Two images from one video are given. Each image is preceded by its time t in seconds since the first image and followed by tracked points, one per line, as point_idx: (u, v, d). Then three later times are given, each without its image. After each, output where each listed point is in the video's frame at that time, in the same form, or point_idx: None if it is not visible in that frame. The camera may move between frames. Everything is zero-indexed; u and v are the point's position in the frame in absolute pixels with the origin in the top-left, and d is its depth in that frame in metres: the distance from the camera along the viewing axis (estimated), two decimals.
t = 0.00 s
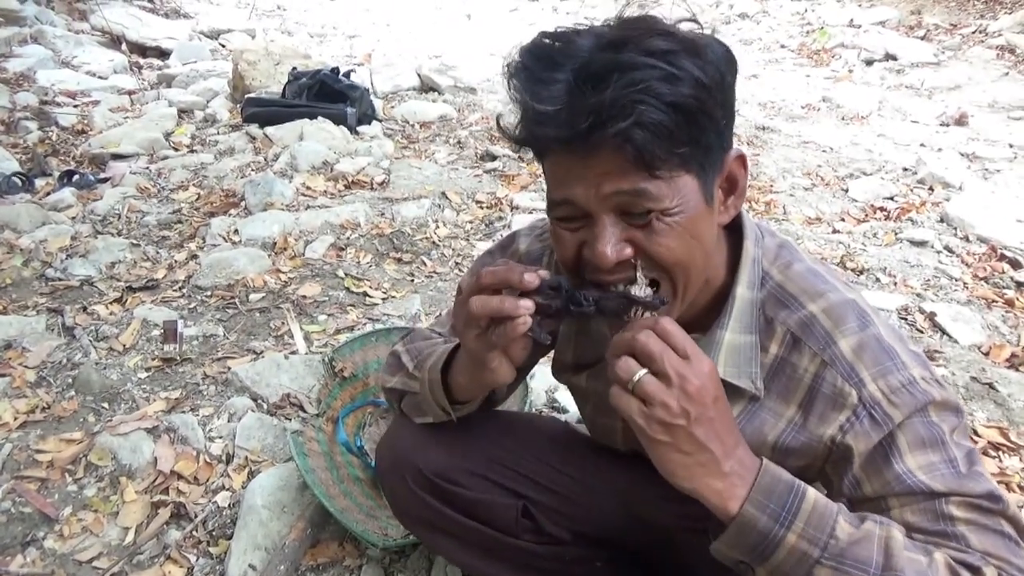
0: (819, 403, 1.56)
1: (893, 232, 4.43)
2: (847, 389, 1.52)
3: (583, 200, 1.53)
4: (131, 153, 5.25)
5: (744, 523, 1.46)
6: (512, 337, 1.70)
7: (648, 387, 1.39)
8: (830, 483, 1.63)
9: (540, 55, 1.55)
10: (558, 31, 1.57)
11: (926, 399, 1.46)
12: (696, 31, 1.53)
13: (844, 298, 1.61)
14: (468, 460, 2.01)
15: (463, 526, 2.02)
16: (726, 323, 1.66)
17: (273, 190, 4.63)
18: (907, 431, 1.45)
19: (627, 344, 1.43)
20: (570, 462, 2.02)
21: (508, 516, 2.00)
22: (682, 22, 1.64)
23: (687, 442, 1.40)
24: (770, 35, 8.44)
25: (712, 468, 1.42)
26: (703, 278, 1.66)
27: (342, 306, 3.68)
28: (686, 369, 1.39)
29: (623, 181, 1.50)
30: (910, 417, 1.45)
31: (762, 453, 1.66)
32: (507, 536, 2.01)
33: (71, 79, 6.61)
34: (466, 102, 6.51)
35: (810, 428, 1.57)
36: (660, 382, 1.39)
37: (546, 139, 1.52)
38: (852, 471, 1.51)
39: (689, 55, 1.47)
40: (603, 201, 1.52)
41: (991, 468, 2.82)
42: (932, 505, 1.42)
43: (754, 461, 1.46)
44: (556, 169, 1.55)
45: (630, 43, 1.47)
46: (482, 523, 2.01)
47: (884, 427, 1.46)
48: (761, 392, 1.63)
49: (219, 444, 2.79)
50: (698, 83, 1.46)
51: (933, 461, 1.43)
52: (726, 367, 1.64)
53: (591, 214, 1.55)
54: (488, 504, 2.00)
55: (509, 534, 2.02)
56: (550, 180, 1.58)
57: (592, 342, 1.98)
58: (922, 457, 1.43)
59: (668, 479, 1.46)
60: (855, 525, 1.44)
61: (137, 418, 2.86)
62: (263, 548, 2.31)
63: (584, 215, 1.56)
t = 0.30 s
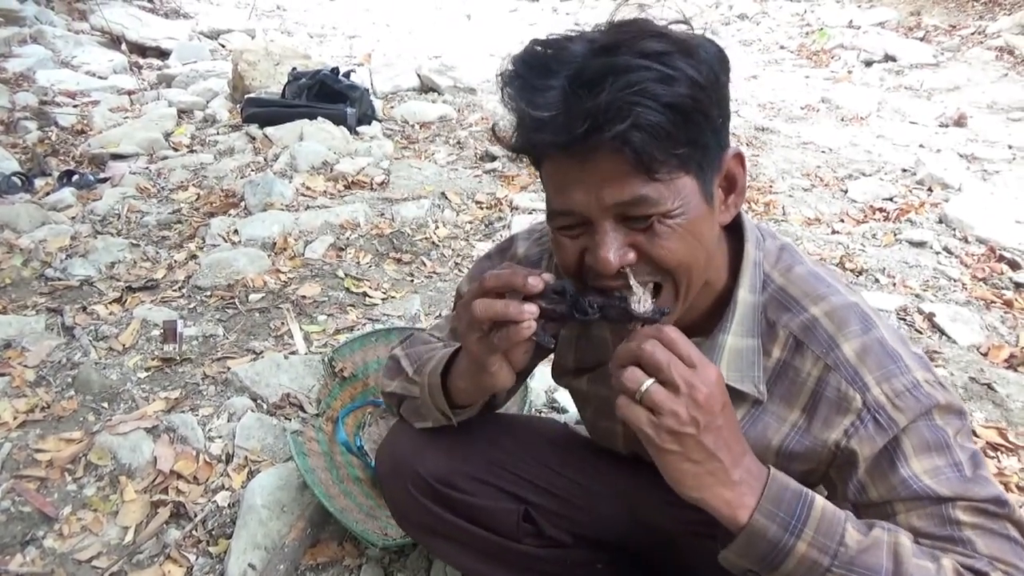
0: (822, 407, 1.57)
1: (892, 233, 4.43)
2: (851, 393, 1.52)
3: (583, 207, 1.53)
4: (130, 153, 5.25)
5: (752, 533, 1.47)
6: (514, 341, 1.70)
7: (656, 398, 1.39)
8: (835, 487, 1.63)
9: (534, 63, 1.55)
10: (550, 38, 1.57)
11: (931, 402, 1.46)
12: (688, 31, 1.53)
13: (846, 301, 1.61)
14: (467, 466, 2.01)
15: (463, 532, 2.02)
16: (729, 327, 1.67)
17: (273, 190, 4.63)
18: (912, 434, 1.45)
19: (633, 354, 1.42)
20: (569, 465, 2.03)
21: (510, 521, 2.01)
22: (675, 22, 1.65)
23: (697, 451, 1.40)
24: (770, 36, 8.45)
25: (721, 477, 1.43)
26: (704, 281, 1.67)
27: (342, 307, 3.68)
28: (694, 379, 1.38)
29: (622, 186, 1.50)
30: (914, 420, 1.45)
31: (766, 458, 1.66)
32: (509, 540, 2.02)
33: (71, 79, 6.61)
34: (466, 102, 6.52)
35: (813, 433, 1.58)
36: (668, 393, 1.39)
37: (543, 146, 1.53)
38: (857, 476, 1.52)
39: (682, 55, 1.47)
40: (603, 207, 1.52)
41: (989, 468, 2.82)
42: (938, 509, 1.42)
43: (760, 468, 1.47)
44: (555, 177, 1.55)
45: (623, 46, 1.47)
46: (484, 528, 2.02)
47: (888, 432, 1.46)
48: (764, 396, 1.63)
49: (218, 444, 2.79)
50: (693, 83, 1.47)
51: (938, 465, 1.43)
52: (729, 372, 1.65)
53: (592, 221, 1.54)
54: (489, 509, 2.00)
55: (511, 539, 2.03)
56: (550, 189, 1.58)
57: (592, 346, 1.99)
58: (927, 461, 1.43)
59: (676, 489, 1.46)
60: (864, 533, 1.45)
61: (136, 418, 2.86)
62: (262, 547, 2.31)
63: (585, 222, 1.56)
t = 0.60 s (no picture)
0: (821, 410, 1.57)
1: (892, 234, 4.44)
2: (850, 396, 1.52)
3: (565, 199, 1.54)
4: (131, 152, 5.25)
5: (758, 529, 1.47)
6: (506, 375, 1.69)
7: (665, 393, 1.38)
8: (833, 493, 1.63)
9: (518, 64, 1.58)
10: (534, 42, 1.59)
11: (929, 406, 1.47)
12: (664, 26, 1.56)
13: (845, 305, 1.62)
14: (463, 468, 2.01)
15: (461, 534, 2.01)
16: (727, 330, 1.67)
17: (273, 189, 4.64)
18: (910, 439, 1.46)
19: (637, 352, 1.42)
20: (568, 467, 2.04)
21: (509, 524, 2.01)
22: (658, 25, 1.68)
23: (704, 446, 1.40)
24: (770, 37, 8.46)
25: (727, 472, 1.43)
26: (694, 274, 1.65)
27: (342, 306, 3.68)
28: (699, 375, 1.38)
29: (601, 175, 1.50)
30: (913, 424, 1.46)
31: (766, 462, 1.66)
32: (508, 543, 2.01)
33: (70, 78, 6.61)
34: (466, 102, 6.52)
35: (812, 437, 1.58)
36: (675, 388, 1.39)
37: (523, 137, 1.55)
38: (857, 481, 1.52)
39: (656, 45, 1.50)
40: (584, 197, 1.52)
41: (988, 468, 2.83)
42: (938, 515, 1.43)
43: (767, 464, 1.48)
44: (538, 171, 1.56)
45: (595, 38, 1.51)
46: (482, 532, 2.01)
47: (887, 436, 1.46)
48: (763, 399, 1.63)
49: (219, 442, 2.79)
50: (668, 69, 1.48)
51: (937, 469, 1.43)
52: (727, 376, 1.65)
53: (575, 212, 1.55)
54: (487, 511, 2.00)
55: (510, 542, 2.02)
56: (535, 184, 1.59)
57: (592, 349, 2.00)
58: (926, 466, 1.44)
59: (683, 488, 1.46)
60: (868, 532, 1.45)
61: (137, 417, 2.86)
62: (263, 546, 2.31)
63: (569, 215, 1.56)
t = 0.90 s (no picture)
0: (813, 405, 1.57)
1: (893, 237, 4.44)
2: (842, 392, 1.53)
3: (575, 166, 1.55)
4: (132, 150, 5.25)
5: None
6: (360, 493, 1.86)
7: None
8: (821, 488, 1.63)
9: (556, 24, 1.56)
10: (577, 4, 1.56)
11: (921, 406, 1.48)
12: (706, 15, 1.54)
13: (843, 303, 1.62)
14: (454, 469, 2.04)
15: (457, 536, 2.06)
16: (725, 322, 1.64)
17: (275, 189, 4.64)
18: (902, 439, 1.47)
19: None
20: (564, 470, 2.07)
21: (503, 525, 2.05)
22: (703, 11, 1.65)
23: None
24: (771, 39, 8.46)
25: None
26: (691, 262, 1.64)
27: (344, 306, 3.68)
28: None
29: (612, 148, 1.51)
30: (905, 424, 1.47)
31: (755, 455, 1.66)
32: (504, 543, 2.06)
33: (73, 76, 6.61)
34: (468, 103, 6.52)
35: (803, 431, 1.58)
36: None
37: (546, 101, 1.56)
38: (847, 479, 1.52)
39: (693, 34, 1.47)
40: (593, 166, 1.53)
41: (989, 472, 2.83)
42: (925, 520, 1.44)
43: None
44: (555, 132, 1.58)
45: (633, 13, 1.49)
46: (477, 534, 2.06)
47: (878, 434, 1.48)
48: (757, 392, 1.63)
49: (221, 441, 2.80)
50: (698, 59, 1.46)
51: (927, 473, 1.45)
52: (721, 366, 1.64)
53: (582, 181, 1.55)
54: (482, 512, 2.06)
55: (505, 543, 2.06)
56: (550, 146, 1.61)
57: (588, 338, 1.95)
58: (916, 467, 1.45)
59: None
60: None
61: (138, 415, 2.87)
62: (264, 545, 2.32)
63: (575, 183, 1.57)
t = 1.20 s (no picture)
0: (810, 405, 1.57)
1: (894, 239, 4.45)
2: (839, 392, 1.53)
3: (592, 163, 1.54)
4: (134, 150, 5.25)
5: None
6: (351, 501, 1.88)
7: None
8: (816, 487, 1.64)
9: (581, 17, 1.54)
10: None
11: (917, 408, 1.48)
12: (732, 17, 1.52)
13: (843, 304, 1.62)
14: (453, 465, 2.03)
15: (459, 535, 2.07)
16: (724, 320, 1.65)
17: (276, 189, 4.64)
18: (896, 441, 1.47)
19: None
20: (568, 470, 2.07)
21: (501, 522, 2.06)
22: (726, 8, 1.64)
23: None
24: (773, 41, 8.47)
25: None
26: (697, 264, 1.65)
27: (345, 306, 3.69)
28: None
29: (632, 148, 1.51)
30: (900, 426, 1.47)
31: (751, 453, 1.67)
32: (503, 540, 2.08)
33: (74, 76, 6.61)
34: (469, 104, 6.53)
35: (799, 430, 1.58)
36: None
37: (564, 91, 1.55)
38: (840, 478, 1.52)
39: (719, 38, 1.46)
40: (610, 164, 1.52)
41: (989, 474, 2.83)
42: (915, 521, 1.45)
43: None
44: (573, 126, 1.56)
45: (662, 12, 1.47)
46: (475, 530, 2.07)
47: (873, 434, 1.48)
48: (754, 390, 1.63)
49: (222, 441, 2.80)
50: (722, 64, 1.46)
51: (920, 475, 1.45)
52: (720, 364, 1.64)
53: (597, 177, 1.55)
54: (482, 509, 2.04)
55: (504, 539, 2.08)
56: (566, 139, 1.59)
57: (592, 334, 1.96)
58: (909, 470, 1.45)
59: None
60: None
61: (140, 414, 2.87)
62: (264, 544, 2.32)
63: (590, 179, 1.56)
